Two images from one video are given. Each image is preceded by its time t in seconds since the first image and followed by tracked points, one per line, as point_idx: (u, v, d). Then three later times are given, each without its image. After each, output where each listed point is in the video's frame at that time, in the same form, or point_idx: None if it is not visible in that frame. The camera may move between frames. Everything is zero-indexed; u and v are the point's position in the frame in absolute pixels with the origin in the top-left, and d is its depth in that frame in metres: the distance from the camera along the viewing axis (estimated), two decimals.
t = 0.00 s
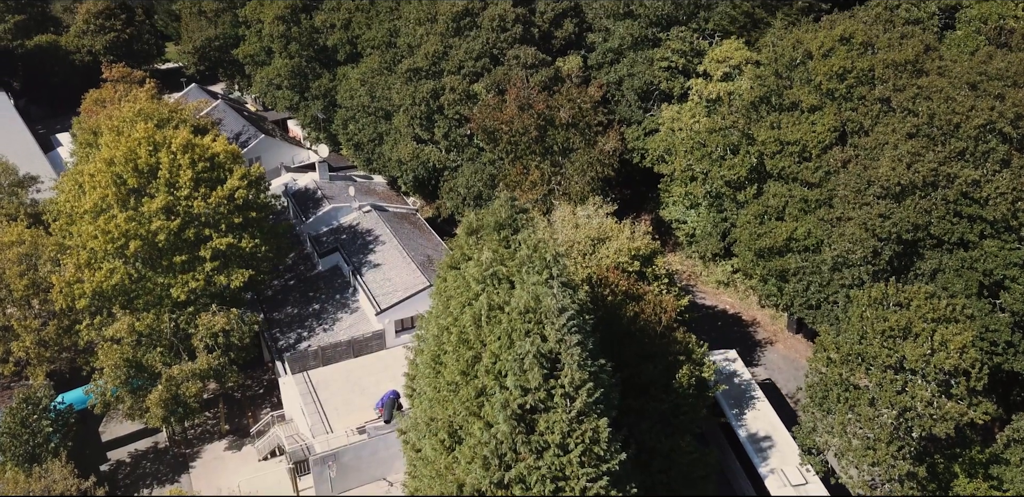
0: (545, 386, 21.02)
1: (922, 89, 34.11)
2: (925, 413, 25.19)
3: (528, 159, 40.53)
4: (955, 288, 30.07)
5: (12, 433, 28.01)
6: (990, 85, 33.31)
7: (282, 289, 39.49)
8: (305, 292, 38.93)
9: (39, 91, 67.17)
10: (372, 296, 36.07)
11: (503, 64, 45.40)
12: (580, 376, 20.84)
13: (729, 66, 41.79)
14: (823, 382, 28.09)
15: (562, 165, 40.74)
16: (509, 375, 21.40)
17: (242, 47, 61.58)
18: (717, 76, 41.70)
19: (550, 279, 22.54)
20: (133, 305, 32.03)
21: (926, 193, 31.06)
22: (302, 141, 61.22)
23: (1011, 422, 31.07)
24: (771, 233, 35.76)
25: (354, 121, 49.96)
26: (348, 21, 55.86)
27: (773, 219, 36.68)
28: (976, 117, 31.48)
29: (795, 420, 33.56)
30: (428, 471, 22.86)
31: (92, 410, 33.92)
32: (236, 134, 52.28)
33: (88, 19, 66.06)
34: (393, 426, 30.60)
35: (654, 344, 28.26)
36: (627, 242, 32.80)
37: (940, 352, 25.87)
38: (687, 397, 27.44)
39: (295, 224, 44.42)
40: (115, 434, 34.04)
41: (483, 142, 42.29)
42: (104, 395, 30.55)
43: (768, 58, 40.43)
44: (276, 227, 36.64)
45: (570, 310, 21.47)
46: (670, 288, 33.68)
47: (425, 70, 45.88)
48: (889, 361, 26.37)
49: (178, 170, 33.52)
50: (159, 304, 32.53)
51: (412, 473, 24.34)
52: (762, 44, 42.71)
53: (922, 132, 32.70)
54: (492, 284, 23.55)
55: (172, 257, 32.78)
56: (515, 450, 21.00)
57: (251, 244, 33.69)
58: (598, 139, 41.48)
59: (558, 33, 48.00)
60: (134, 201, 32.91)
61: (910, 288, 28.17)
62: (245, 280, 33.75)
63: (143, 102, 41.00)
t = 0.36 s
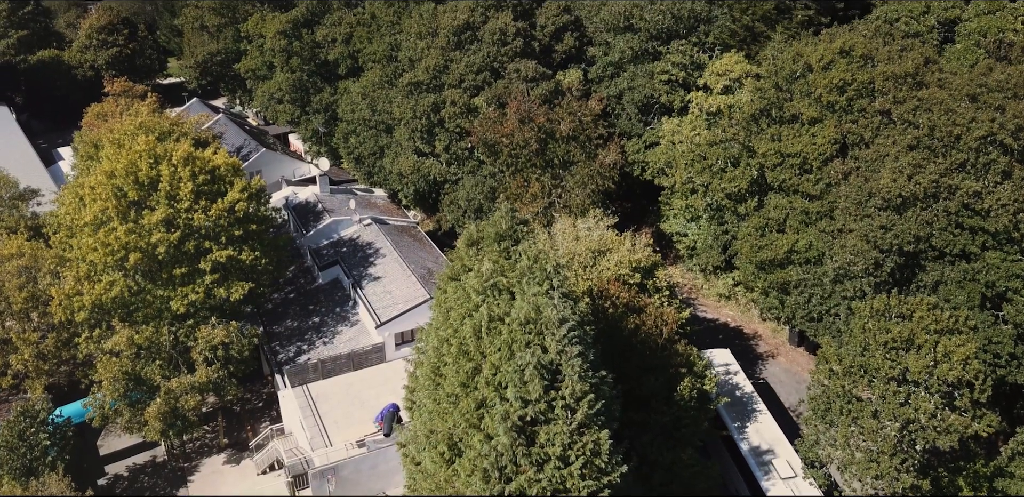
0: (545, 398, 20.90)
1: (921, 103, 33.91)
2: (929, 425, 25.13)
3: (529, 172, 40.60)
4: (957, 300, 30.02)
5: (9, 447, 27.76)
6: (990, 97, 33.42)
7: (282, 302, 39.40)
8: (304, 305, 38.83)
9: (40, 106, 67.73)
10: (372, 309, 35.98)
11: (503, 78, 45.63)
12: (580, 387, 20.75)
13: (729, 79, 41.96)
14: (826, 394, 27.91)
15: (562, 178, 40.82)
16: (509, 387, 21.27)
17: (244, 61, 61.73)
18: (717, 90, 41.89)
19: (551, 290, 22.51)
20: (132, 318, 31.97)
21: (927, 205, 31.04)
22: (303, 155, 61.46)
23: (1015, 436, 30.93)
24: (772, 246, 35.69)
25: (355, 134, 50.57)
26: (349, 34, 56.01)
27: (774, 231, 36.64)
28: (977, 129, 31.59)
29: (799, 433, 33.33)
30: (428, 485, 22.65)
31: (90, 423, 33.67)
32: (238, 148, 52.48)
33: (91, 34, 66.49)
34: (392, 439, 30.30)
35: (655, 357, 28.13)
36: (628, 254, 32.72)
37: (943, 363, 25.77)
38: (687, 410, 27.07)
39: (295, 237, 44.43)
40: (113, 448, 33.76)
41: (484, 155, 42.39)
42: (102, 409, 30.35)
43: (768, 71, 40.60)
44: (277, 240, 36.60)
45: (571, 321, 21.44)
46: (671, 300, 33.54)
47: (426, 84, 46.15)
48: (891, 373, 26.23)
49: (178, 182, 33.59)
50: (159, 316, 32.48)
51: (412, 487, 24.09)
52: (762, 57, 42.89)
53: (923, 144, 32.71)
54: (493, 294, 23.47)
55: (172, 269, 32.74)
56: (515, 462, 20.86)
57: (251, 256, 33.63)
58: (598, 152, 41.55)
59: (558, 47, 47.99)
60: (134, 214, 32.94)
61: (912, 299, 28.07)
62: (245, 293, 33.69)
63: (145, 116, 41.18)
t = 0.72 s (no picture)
0: (546, 408, 20.76)
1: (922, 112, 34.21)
2: (932, 436, 24.98)
3: (529, 183, 40.67)
4: (960, 311, 29.93)
5: (7, 459, 27.60)
6: (991, 108, 33.45)
7: (282, 313, 39.31)
8: (305, 316, 38.73)
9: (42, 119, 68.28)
10: (373, 320, 35.89)
11: (504, 90, 45.83)
12: (581, 398, 20.65)
13: (730, 91, 42.11)
14: (828, 406, 27.73)
15: (563, 190, 40.87)
16: (509, 397, 21.14)
17: (246, 74, 62.06)
18: (718, 101, 42.01)
19: (551, 300, 22.49)
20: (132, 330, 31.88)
21: (929, 216, 31.02)
22: (304, 167, 61.62)
23: (1020, 448, 30.72)
24: (773, 257, 35.63)
25: (356, 146, 50.73)
26: (350, 48, 56.28)
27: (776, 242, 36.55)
28: (978, 139, 31.66)
29: (801, 445, 33.15)
30: None
31: (89, 435, 33.49)
32: (239, 160, 52.67)
33: (93, 47, 66.90)
34: (393, 452, 30.33)
35: (656, 368, 28.02)
36: (629, 265, 32.67)
37: (947, 374, 25.63)
38: (689, 421, 26.84)
39: (295, 248, 44.43)
40: (112, 460, 33.55)
41: (485, 167, 42.46)
42: (101, 420, 30.21)
43: (768, 83, 40.75)
44: (277, 251, 36.53)
45: (572, 331, 21.39)
46: (673, 311, 33.38)
47: (427, 96, 46.37)
48: (895, 383, 26.05)
49: (179, 193, 33.64)
50: (159, 327, 32.40)
51: None
52: (762, 69, 43.01)
53: (924, 155, 32.74)
54: (493, 304, 23.43)
55: (172, 281, 32.72)
56: (516, 473, 20.72)
57: (251, 268, 33.54)
58: (599, 164, 41.61)
59: (559, 59, 48.24)
60: (135, 225, 32.95)
61: (914, 309, 27.99)
62: (245, 304, 33.62)
63: (147, 127, 41.36)
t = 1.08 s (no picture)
0: (548, 420, 20.66)
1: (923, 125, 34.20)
2: (937, 449, 24.84)
3: (531, 196, 40.76)
4: (964, 323, 29.83)
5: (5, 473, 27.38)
6: (992, 120, 33.61)
7: (282, 327, 39.19)
8: (305, 330, 38.60)
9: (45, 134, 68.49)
10: (374, 334, 35.78)
11: (505, 103, 46.01)
12: (583, 409, 20.57)
13: (731, 104, 42.24)
14: (832, 419, 27.53)
15: (564, 203, 40.91)
16: (511, 409, 21.02)
17: (247, 89, 62.34)
18: (719, 114, 42.16)
19: (553, 311, 22.43)
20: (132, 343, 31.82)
21: (931, 227, 31.05)
22: (304, 181, 61.72)
23: None
24: (775, 269, 35.55)
25: (357, 160, 50.80)
26: (352, 62, 56.66)
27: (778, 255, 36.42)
28: (980, 151, 31.86)
29: (805, 458, 32.89)
30: None
31: (87, 449, 33.24)
32: (241, 174, 52.81)
33: (96, 62, 67.31)
34: (393, 466, 30.13)
35: (658, 381, 27.83)
36: (631, 277, 32.58)
37: (951, 386, 25.48)
38: (692, 434, 26.61)
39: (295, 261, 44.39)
40: (111, 474, 33.27)
41: (486, 180, 42.55)
42: (100, 434, 29.99)
43: (769, 96, 40.93)
44: (278, 264, 36.45)
45: (574, 343, 21.34)
46: (675, 324, 33.07)
47: (429, 109, 46.59)
48: (899, 395, 25.88)
49: (180, 206, 33.67)
50: (159, 341, 32.39)
51: None
52: (762, 83, 43.20)
53: (925, 167, 32.77)
54: (494, 316, 23.34)
55: (173, 294, 32.65)
56: (517, 486, 20.53)
57: (252, 281, 33.47)
58: (601, 178, 41.62)
59: (560, 73, 48.42)
60: (136, 237, 32.94)
61: (918, 321, 27.84)
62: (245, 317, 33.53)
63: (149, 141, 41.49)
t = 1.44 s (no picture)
0: (550, 429, 20.54)
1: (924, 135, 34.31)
2: (942, 459, 24.73)
3: (532, 208, 40.80)
4: (967, 332, 29.75)
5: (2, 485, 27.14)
6: (993, 130, 33.72)
7: (282, 339, 39.04)
8: (305, 342, 38.44)
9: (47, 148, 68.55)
10: (374, 345, 35.64)
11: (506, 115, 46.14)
12: (586, 418, 20.48)
13: (731, 115, 42.33)
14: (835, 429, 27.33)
15: (565, 214, 40.92)
16: (512, 419, 20.89)
17: (249, 102, 62.56)
18: (720, 126, 42.24)
19: (555, 320, 22.31)
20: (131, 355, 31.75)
21: (933, 237, 31.01)
22: (304, 194, 61.75)
23: None
24: (778, 279, 35.46)
25: (359, 173, 50.92)
26: (353, 75, 56.91)
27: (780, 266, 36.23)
28: (981, 161, 31.94)
29: (808, 470, 32.60)
30: None
31: (86, 462, 32.96)
32: (242, 187, 52.92)
33: (99, 77, 67.62)
34: (393, 478, 29.82)
35: (660, 392, 27.59)
36: (632, 288, 32.43)
37: (955, 395, 25.32)
38: (695, 444, 26.42)
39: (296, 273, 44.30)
40: (109, 487, 32.97)
41: (487, 192, 42.60)
42: (99, 446, 29.70)
43: (769, 107, 41.05)
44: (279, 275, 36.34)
45: (576, 351, 21.25)
46: (677, 335, 32.44)
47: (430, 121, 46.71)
48: (903, 405, 25.73)
49: (181, 217, 33.70)
50: (159, 353, 32.28)
51: None
52: (763, 94, 43.31)
53: (927, 177, 32.66)
54: (495, 325, 23.21)
55: (173, 305, 32.57)
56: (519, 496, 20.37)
57: (252, 292, 33.36)
58: (602, 189, 41.41)
59: (561, 85, 48.68)
60: (136, 248, 32.90)
61: (920, 331, 27.56)
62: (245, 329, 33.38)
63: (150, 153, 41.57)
